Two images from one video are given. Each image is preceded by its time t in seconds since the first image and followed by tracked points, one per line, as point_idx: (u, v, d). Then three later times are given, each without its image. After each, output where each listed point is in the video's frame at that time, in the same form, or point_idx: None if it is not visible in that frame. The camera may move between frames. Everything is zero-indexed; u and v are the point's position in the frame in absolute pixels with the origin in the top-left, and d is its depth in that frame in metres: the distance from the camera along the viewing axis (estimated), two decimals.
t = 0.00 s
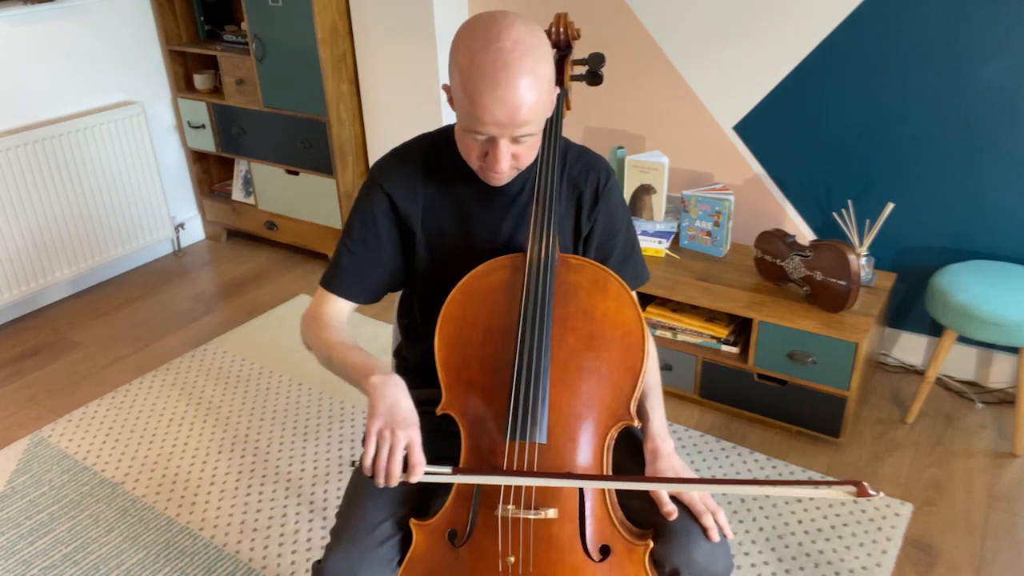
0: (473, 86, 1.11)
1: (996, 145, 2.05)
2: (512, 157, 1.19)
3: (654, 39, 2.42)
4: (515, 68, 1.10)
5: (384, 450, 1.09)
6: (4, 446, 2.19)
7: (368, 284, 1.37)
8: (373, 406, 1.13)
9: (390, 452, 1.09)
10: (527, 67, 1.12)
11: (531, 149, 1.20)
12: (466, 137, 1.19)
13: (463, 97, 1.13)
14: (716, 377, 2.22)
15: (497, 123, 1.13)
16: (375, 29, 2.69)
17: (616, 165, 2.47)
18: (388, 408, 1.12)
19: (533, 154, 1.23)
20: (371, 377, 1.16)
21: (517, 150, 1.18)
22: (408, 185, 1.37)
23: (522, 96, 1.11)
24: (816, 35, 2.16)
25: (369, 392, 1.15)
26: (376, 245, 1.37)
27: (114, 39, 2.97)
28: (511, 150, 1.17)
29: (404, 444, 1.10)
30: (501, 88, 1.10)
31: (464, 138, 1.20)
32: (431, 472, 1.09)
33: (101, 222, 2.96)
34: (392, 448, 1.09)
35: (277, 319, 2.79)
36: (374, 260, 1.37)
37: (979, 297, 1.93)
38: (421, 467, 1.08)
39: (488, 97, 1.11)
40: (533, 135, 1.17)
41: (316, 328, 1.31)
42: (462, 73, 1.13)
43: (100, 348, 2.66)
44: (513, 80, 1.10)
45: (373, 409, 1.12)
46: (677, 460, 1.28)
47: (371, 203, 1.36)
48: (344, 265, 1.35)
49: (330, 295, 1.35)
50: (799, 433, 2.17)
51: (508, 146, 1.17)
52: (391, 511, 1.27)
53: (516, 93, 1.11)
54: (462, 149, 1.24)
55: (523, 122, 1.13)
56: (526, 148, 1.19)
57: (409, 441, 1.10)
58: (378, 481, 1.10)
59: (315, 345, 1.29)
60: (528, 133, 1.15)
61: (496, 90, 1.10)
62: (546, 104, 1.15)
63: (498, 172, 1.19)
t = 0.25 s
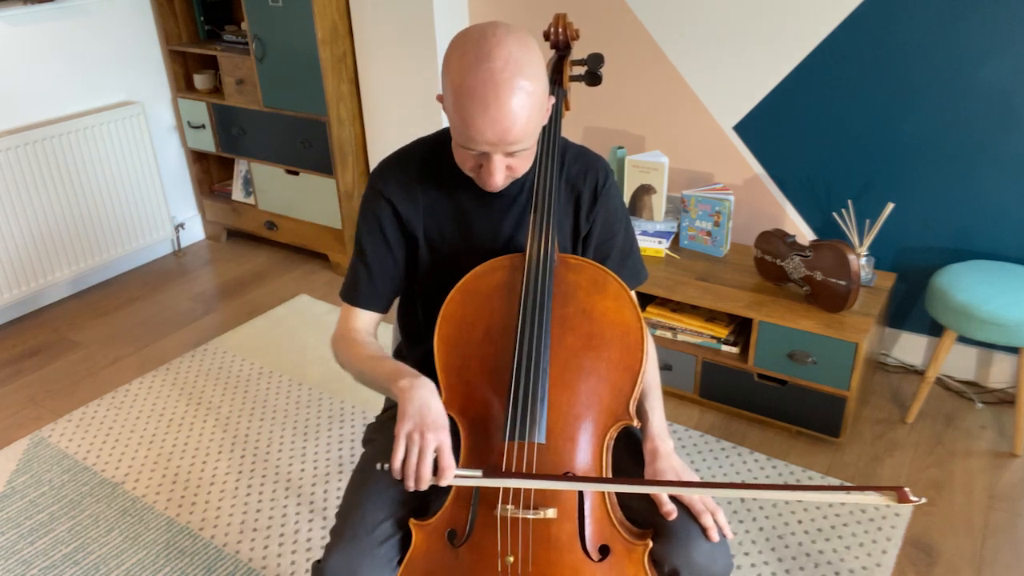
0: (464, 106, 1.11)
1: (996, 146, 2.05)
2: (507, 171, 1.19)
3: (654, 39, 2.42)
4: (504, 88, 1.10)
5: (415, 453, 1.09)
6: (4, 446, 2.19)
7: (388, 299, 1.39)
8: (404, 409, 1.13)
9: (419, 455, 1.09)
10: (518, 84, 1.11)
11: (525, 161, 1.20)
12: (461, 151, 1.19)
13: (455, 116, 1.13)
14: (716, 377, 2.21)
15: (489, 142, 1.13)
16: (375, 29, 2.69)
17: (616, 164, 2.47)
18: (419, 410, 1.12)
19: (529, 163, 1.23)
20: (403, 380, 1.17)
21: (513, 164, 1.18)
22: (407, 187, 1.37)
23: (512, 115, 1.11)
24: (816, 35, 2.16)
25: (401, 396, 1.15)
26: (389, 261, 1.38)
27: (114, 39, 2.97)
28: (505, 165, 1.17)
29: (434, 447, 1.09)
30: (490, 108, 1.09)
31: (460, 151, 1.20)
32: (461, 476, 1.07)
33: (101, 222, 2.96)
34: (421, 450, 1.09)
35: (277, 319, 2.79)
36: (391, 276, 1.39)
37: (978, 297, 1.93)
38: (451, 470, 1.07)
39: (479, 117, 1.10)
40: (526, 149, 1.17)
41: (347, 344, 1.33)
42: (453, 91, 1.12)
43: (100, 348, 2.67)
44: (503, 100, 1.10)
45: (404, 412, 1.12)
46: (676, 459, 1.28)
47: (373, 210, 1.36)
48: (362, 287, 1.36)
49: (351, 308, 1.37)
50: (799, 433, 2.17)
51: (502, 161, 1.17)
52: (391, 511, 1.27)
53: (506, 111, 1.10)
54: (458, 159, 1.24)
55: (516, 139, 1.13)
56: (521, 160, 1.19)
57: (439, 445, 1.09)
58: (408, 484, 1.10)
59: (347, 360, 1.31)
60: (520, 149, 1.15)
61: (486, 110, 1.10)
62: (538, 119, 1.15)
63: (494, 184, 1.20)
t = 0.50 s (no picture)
0: (463, 113, 1.11)
1: (997, 146, 2.05)
2: (505, 177, 1.19)
3: (654, 38, 2.42)
4: (501, 95, 1.09)
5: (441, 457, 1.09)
6: (4, 446, 2.19)
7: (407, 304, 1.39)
8: (429, 412, 1.12)
9: (445, 458, 1.09)
10: (515, 91, 1.11)
11: (524, 165, 1.20)
12: (459, 157, 1.19)
13: (453, 122, 1.13)
14: (716, 377, 2.22)
15: (487, 149, 1.13)
16: (375, 30, 2.69)
17: (616, 164, 2.47)
18: (442, 413, 1.11)
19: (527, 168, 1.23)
20: (428, 383, 1.16)
21: (511, 170, 1.19)
22: (407, 189, 1.37)
23: (510, 122, 1.11)
24: (816, 35, 2.16)
25: (425, 398, 1.14)
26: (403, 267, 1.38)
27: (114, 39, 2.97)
28: (503, 171, 1.17)
29: (459, 450, 1.09)
30: (487, 116, 1.09)
31: (457, 156, 1.20)
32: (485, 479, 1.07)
33: (101, 222, 2.96)
34: (446, 454, 1.09)
35: (277, 319, 2.79)
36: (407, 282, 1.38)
37: (978, 297, 1.93)
38: (475, 474, 1.06)
39: (477, 125, 1.10)
40: (524, 154, 1.17)
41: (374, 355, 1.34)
42: (451, 98, 1.12)
43: (100, 348, 2.67)
44: (500, 107, 1.10)
45: (427, 416, 1.12)
46: (677, 460, 1.28)
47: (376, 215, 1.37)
48: (380, 297, 1.36)
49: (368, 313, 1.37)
50: (799, 433, 2.17)
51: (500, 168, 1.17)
52: (391, 511, 1.27)
53: (503, 119, 1.10)
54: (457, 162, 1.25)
55: (514, 147, 1.13)
56: (519, 167, 1.19)
57: (464, 447, 1.09)
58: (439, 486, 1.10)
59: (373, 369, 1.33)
60: (518, 155, 1.15)
61: (483, 117, 1.10)
62: (536, 127, 1.15)
63: (492, 190, 1.20)
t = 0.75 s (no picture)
0: (462, 113, 1.11)
1: (997, 146, 2.05)
2: (505, 177, 1.19)
3: (654, 38, 2.42)
4: (499, 97, 1.09)
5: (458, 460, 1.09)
6: (4, 446, 2.19)
7: (415, 306, 1.39)
8: (441, 416, 1.12)
9: (461, 462, 1.09)
10: (514, 92, 1.11)
11: (523, 166, 1.20)
12: (458, 157, 1.19)
13: (452, 123, 1.13)
14: (716, 377, 2.21)
15: (485, 150, 1.13)
16: (375, 30, 2.69)
17: (616, 164, 2.47)
18: (454, 416, 1.11)
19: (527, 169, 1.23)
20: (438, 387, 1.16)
21: (510, 170, 1.19)
22: (407, 190, 1.37)
23: (508, 123, 1.11)
24: (817, 35, 2.16)
25: (436, 402, 1.14)
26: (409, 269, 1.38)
27: (113, 39, 2.97)
28: (503, 172, 1.17)
29: (475, 453, 1.08)
30: (486, 118, 1.09)
31: (456, 157, 1.20)
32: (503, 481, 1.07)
33: (101, 222, 2.96)
34: (461, 458, 1.09)
35: (277, 319, 2.79)
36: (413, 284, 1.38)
37: (978, 297, 1.93)
38: (492, 477, 1.07)
39: (476, 125, 1.10)
40: (524, 155, 1.17)
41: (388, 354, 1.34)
42: (450, 99, 1.12)
43: (101, 348, 2.67)
44: (498, 108, 1.10)
45: (440, 421, 1.11)
46: (677, 459, 1.27)
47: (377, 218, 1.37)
48: (386, 299, 1.36)
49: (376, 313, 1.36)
50: (799, 433, 2.17)
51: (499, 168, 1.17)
52: (391, 510, 1.27)
53: (502, 120, 1.10)
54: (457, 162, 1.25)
55: (512, 148, 1.13)
56: (519, 167, 1.19)
57: (478, 450, 1.08)
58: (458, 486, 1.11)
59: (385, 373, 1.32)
60: (517, 156, 1.15)
61: (482, 118, 1.10)
62: (535, 127, 1.15)
63: (491, 190, 1.20)
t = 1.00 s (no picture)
0: (460, 106, 1.11)
1: (996, 146, 2.05)
2: (503, 172, 1.19)
3: (654, 38, 2.42)
4: (498, 90, 1.09)
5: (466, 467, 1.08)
6: (4, 446, 2.19)
7: (418, 307, 1.38)
8: (446, 424, 1.10)
9: (469, 470, 1.08)
10: (513, 85, 1.11)
11: (522, 161, 1.20)
12: (457, 151, 1.19)
13: (450, 116, 1.13)
14: (716, 377, 2.21)
15: (484, 144, 1.13)
16: (375, 30, 2.69)
17: (616, 164, 2.47)
18: (459, 424, 1.09)
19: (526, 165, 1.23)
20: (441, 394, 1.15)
21: (509, 165, 1.18)
22: (407, 189, 1.37)
23: (507, 117, 1.11)
24: (817, 35, 2.16)
25: (440, 410, 1.13)
26: (410, 269, 1.37)
27: (113, 39, 2.97)
28: (501, 166, 1.17)
29: (481, 460, 1.07)
30: (484, 111, 1.09)
31: (455, 151, 1.20)
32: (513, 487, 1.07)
33: (101, 222, 2.96)
34: (468, 466, 1.08)
35: (277, 319, 2.79)
36: (415, 284, 1.37)
37: (978, 297, 1.93)
38: (501, 484, 1.06)
39: (474, 118, 1.10)
40: (523, 149, 1.17)
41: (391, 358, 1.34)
42: (449, 93, 1.13)
43: (101, 348, 2.67)
44: (497, 102, 1.10)
45: (445, 429, 1.10)
46: (677, 459, 1.27)
47: (377, 217, 1.37)
48: (385, 299, 1.36)
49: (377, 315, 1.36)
50: (799, 433, 2.17)
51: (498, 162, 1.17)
52: (391, 510, 1.27)
53: (501, 114, 1.10)
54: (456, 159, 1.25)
55: (511, 141, 1.13)
56: (518, 162, 1.19)
57: (485, 456, 1.07)
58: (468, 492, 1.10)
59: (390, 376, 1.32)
60: (516, 150, 1.15)
61: (480, 111, 1.10)
62: (534, 121, 1.15)
63: (490, 185, 1.19)
